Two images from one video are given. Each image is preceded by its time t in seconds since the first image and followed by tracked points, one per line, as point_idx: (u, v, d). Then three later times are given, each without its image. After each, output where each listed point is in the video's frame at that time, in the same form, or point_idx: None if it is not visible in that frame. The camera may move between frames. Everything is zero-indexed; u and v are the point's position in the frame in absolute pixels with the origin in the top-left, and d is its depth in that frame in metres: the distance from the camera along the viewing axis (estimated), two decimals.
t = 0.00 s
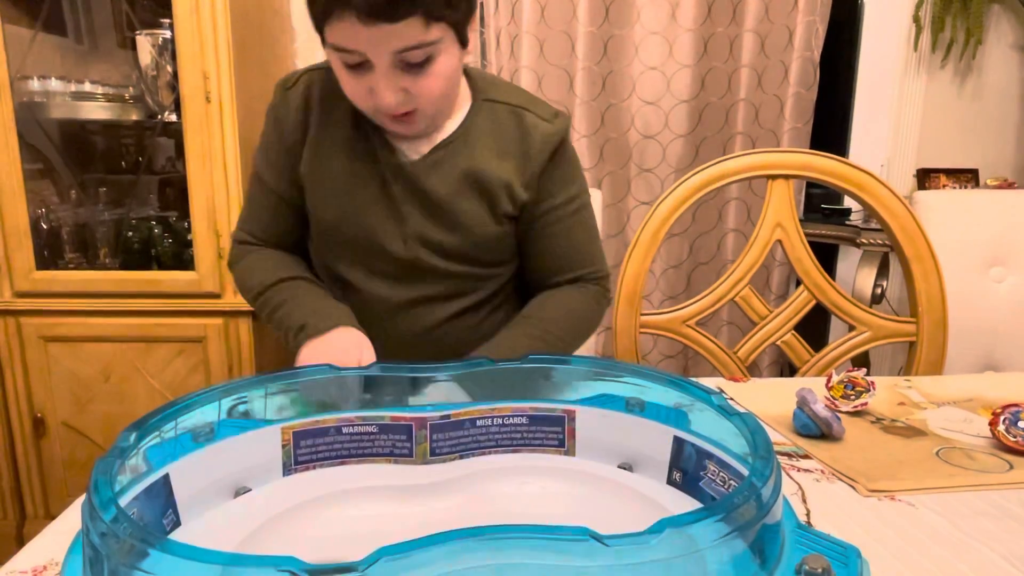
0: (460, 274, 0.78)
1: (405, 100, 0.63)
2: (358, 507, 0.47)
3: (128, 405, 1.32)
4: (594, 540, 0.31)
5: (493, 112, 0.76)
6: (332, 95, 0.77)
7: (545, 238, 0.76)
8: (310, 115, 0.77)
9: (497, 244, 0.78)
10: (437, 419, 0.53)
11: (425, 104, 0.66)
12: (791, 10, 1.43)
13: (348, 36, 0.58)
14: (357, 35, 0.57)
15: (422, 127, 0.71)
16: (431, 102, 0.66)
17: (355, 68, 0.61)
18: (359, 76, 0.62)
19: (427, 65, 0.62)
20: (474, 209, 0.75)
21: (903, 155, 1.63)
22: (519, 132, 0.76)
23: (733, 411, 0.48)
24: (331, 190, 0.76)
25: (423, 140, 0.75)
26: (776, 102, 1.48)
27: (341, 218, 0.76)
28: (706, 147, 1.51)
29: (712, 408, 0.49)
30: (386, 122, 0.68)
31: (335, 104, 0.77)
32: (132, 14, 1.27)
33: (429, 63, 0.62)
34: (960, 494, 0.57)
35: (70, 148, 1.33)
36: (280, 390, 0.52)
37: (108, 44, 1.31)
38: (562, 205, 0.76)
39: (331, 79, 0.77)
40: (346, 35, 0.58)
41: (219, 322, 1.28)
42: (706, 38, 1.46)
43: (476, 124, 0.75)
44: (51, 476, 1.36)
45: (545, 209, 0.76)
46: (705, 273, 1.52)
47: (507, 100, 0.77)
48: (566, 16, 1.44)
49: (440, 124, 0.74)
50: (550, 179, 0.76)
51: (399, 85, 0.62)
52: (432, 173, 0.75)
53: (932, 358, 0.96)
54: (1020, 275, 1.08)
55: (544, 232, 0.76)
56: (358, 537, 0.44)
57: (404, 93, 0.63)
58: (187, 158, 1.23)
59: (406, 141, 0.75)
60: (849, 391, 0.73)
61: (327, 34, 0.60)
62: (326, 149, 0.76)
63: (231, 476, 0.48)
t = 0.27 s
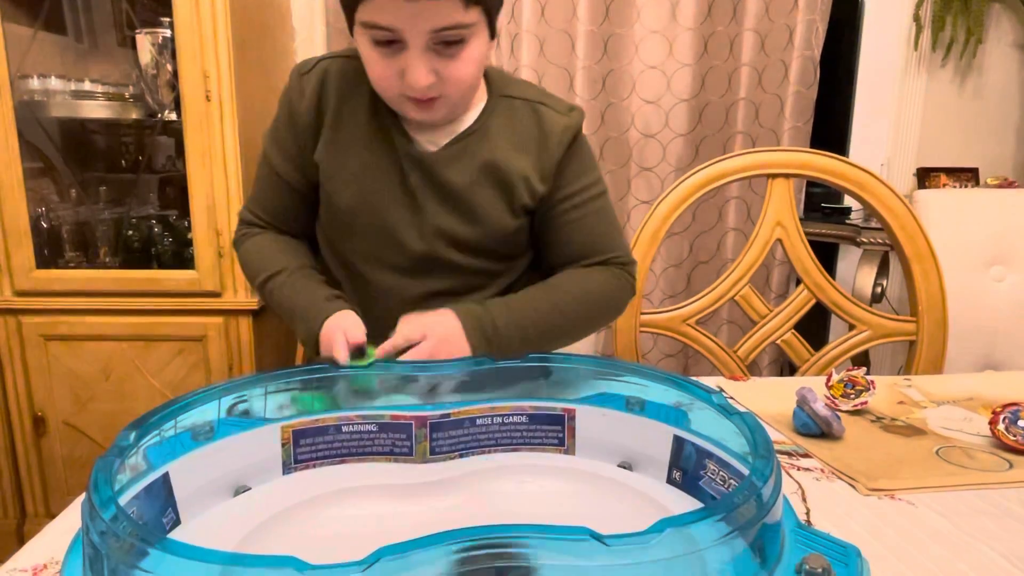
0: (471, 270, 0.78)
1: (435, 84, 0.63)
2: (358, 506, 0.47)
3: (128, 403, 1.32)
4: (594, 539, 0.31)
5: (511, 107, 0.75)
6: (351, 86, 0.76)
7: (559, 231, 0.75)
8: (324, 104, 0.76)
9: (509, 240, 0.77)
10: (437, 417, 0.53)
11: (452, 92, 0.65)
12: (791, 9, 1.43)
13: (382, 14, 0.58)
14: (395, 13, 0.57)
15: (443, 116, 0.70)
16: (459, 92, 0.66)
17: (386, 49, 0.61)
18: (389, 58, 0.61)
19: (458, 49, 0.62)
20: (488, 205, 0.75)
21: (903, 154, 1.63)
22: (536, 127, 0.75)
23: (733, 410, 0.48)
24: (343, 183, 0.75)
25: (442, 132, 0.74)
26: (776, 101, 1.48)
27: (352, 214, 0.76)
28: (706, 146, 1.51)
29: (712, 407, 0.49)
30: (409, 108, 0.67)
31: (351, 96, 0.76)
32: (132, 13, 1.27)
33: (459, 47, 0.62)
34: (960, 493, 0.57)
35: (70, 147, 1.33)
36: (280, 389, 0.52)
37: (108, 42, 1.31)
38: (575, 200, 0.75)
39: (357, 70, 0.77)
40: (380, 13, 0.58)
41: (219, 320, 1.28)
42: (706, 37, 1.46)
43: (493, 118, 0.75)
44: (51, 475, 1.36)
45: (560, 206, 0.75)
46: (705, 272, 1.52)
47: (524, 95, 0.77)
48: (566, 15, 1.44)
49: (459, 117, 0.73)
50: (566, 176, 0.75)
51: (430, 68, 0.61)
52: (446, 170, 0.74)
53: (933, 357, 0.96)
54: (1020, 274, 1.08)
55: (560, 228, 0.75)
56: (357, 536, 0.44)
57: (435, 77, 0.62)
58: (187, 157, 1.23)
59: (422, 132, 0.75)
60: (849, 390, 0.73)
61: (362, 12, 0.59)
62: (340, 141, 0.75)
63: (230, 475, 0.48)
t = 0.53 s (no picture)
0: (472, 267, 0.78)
1: (444, 79, 0.62)
2: (357, 505, 0.47)
3: (129, 402, 1.32)
4: (594, 539, 0.31)
5: (509, 98, 0.75)
6: (351, 84, 0.76)
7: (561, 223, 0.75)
8: (323, 102, 0.75)
9: (512, 235, 0.77)
10: (437, 416, 0.53)
11: (460, 88, 0.64)
12: (791, 8, 1.43)
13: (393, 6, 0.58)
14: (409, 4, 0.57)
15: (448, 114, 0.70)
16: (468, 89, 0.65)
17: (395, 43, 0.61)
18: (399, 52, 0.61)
19: (467, 44, 0.62)
20: (490, 200, 0.74)
21: (904, 152, 1.62)
22: (537, 119, 0.75)
23: (733, 409, 0.48)
24: (344, 181, 0.75)
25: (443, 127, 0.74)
26: (777, 100, 1.48)
27: (352, 212, 0.75)
28: (706, 145, 1.51)
29: (712, 406, 0.49)
30: (416, 106, 0.66)
31: (350, 94, 0.75)
32: (132, 12, 1.27)
33: (469, 42, 0.62)
34: (960, 492, 0.57)
35: (70, 145, 1.33)
36: (279, 388, 0.52)
37: (108, 41, 1.31)
38: (579, 190, 0.74)
39: (357, 69, 0.76)
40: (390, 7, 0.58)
41: (219, 319, 1.28)
42: (707, 36, 1.46)
43: (494, 111, 0.74)
44: (51, 474, 1.36)
45: (564, 195, 0.74)
46: (705, 271, 1.52)
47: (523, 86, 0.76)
48: (566, 13, 1.44)
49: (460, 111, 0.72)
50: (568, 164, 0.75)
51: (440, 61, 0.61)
52: (448, 166, 0.74)
53: (933, 356, 0.96)
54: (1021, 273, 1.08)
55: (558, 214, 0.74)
56: (357, 535, 0.44)
57: (444, 71, 0.62)
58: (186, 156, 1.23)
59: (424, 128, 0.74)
60: (849, 389, 0.73)
61: (367, 6, 0.59)
62: (338, 139, 0.75)
63: (230, 473, 0.48)
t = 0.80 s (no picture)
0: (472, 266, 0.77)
1: (438, 76, 0.62)
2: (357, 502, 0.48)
3: (129, 399, 1.32)
4: (594, 535, 0.31)
5: (512, 99, 0.75)
6: (349, 85, 0.75)
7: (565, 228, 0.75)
8: (321, 102, 0.75)
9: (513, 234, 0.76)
10: (437, 414, 0.53)
11: (455, 86, 0.64)
12: (792, 5, 1.43)
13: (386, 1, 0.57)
14: None
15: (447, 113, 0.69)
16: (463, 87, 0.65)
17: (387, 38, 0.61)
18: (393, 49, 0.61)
19: (463, 40, 0.62)
20: (493, 199, 0.74)
21: (905, 150, 1.62)
22: (539, 117, 0.75)
23: (733, 407, 0.48)
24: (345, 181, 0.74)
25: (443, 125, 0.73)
26: (777, 97, 1.47)
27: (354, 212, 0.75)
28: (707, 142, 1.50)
29: (711, 404, 0.49)
30: (410, 104, 0.66)
31: (348, 95, 0.75)
32: (132, 8, 1.27)
33: (464, 38, 0.62)
34: (960, 489, 0.57)
35: (70, 142, 1.33)
36: (280, 386, 0.53)
37: (108, 38, 1.31)
38: (585, 191, 0.75)
39: (354, 70, 0.76)
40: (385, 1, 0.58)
41: (219, 316, 1.28)
42: (708, 33, 1.46)
43: (496, 113, 0.74)
44: (52, 470, 1.37)
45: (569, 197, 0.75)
46: (706, 269, 1.52)
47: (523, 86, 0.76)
48: (567, 10, 1.44)
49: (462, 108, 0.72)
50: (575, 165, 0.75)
51: (433, 57, 0.61)
52: (450, 164, 0.74)
53: (933, 354, 0.96)
54: (1021, 271, 1.08)
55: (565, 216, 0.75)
56: (357, 532, 0.44)
57: (438, 67, 0.61)
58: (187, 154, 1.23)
59: (425, 133, 0.74)
60: (849, 386, 0.74)
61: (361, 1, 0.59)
62: (338, 139, 0.74)
63: (230, 470, 0.48)
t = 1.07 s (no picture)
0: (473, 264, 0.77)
1: (452, 72, 0.61)
2: (356, 500, 0.47)
3: (128, 396, 1.32)
4: (594, 535, 0.31)
5: (521, 106, 0.75)
6: (357, 86, 0.73)
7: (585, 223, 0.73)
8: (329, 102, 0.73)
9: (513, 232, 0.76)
10: (437, 411, 0.53)
11: (470, 84, 0.64)
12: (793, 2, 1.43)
13: None
14: None
15: (453, 115, 0.69)
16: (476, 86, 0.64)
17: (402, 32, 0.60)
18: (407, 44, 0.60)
19: (479, 37, 0.61)
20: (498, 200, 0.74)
21: (905, 148, 1.62)
22: (549, 125, 0.75)
23: (733, 405, 0.48)
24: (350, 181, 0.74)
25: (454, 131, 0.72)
26: (778, 95, 1.47)
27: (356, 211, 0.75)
28: (707, 140, 1.50)
29: (712, 402, 0.49)
30: (421, 101, 0.65)
31: (356, 95, 0.73)
32: (132, 5, 1.27)
33: (480, 35, 0.61)
34: (960, 488, 0.57)
35: (70, 139, 1.33)
36: (280, 383, 0.52)
37: (108, 34, 1.30)
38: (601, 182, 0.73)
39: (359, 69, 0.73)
40: None
41: (219, 313, 1.28)
42: (709, 30, 1.45)
43: (505, 120, 0.74)
44: (52, 467, 1.36)
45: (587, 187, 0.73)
46: (706, 267, 1.52)
47: (533, 91, 0.76)
48: (568, 7, 1.43)
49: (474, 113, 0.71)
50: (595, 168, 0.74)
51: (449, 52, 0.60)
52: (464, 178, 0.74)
53: (933, 352, 0.96)
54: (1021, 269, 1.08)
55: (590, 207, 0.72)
56: (356, 530, 0.44)
57: (454, 63, 0.61)
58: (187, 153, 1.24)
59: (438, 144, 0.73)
60: (849, 384, 0.73)
61: None
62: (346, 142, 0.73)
63: (230, 468, 0.48)
